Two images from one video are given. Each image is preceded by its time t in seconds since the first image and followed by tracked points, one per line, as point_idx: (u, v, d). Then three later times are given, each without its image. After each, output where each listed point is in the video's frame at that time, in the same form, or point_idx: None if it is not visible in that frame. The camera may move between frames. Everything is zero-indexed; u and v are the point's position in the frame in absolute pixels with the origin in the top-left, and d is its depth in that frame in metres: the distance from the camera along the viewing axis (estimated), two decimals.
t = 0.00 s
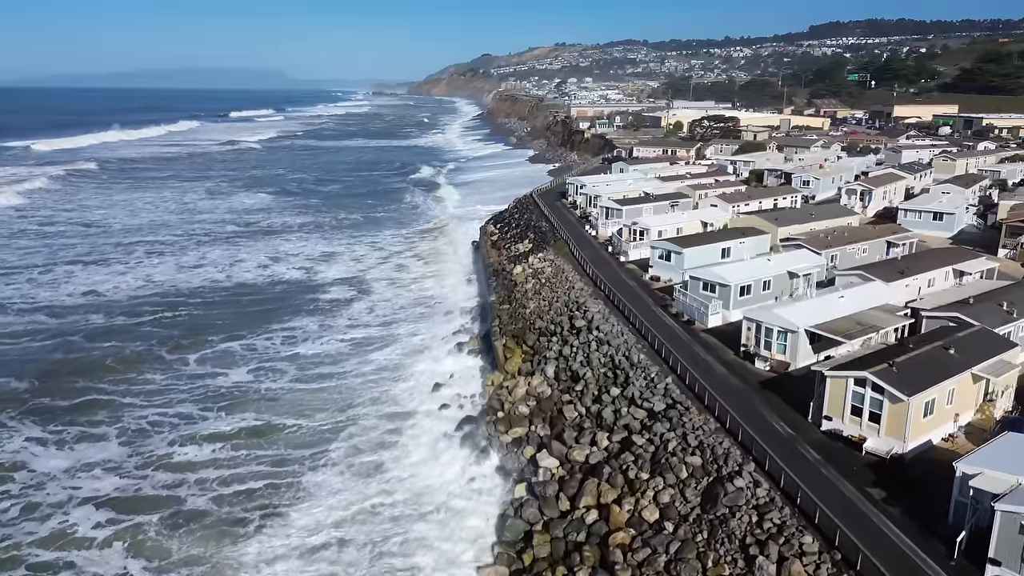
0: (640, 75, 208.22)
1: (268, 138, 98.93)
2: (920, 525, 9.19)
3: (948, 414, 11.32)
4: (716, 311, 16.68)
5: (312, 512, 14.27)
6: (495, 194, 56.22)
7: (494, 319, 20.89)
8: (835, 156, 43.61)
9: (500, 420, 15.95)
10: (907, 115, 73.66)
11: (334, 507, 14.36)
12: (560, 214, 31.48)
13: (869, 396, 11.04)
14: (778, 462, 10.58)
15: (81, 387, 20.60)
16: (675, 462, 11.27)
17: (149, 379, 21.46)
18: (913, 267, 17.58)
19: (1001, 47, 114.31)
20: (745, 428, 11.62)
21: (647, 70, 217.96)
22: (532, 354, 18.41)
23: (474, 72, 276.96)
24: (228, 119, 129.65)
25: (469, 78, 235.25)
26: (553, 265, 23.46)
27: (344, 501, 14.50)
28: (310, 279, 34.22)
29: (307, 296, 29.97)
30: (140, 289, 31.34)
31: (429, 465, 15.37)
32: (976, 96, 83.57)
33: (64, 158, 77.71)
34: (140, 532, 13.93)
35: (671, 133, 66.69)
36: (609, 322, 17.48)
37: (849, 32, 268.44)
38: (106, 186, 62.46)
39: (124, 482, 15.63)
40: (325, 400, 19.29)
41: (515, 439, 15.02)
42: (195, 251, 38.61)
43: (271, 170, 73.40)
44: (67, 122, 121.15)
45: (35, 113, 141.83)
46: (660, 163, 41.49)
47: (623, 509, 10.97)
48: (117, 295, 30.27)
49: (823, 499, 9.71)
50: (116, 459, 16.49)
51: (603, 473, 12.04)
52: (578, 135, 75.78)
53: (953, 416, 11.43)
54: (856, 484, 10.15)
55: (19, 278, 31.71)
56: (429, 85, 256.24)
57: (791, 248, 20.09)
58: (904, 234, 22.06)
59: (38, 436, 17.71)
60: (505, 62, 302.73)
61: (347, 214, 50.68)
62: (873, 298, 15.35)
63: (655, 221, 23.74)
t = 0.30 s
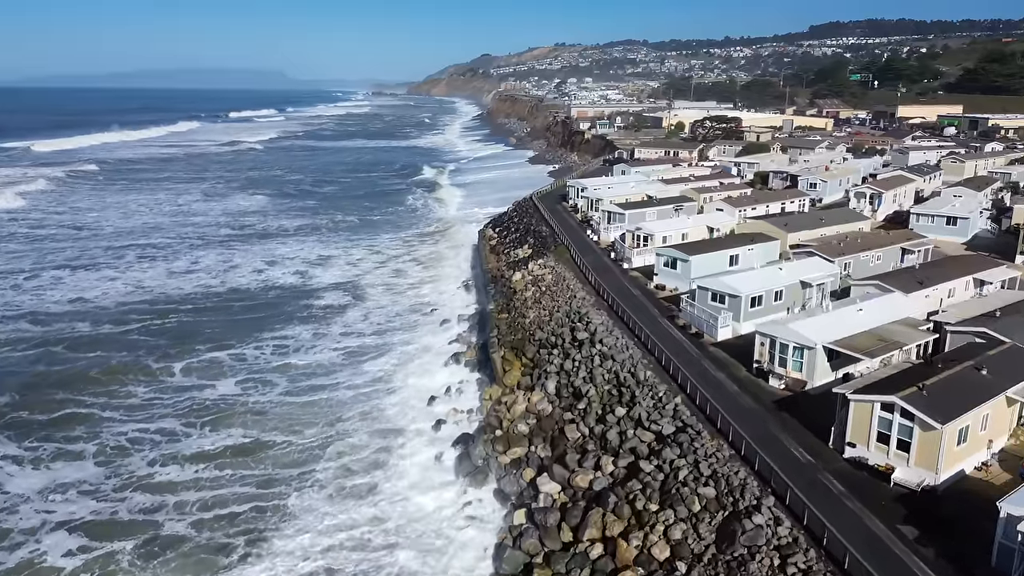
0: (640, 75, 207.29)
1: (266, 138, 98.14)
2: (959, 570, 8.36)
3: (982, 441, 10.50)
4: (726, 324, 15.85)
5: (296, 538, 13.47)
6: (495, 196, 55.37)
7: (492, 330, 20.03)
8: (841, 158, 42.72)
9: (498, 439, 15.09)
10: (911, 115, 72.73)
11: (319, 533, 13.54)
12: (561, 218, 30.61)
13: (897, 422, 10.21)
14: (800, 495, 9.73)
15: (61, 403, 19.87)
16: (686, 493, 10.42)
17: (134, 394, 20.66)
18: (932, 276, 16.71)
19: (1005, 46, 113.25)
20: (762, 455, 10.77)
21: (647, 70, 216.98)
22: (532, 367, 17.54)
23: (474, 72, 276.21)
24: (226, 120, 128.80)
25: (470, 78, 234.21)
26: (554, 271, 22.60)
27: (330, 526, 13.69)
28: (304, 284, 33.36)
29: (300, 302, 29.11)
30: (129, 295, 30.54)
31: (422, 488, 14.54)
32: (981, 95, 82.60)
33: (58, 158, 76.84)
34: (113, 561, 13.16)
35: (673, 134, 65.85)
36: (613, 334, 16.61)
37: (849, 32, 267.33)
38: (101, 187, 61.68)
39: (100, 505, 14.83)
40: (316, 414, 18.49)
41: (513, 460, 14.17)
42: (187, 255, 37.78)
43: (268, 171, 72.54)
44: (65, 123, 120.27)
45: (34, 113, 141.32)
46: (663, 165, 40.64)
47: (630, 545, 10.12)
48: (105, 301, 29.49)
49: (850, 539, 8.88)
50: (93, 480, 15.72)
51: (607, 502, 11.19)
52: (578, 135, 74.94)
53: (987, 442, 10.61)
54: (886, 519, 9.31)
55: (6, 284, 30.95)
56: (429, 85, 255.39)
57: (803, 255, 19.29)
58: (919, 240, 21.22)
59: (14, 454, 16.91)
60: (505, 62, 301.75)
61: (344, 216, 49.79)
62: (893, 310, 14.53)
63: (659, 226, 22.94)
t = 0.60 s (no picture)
0: (640, 75, 206.45)
1: (263, 139, 97.39)
2: None
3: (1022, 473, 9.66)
4: (737, 338, 15.04)
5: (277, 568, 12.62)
6: (494, 198, 54.56)
7: (490, 341, 19.19)
8: (847, 160, 41.90)
9: (495, 460, 14.23)
10: (915, 116, 71.94)
11: (301, 563, 12.68)
12: (561, 222, 29.76)
13: (930, 453, 9.37)
14: (826, 535, 8.88)
15: (40, 418, 19.07)
16: (700, 530, 9.58)
17: (117, 409, 19.84)
18: (953, 286, 15.87)
19: (1008, 46, 112.44)
20: (783, 488, 9.92)
21: (647, 70, 216.21)
22: (532, 382, 16.69)
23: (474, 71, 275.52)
24: (224, 120, 127.92)
25: (469, 78, 233.35)
26: (555, 279, 21.75)
27: (314, 555, 12.82)
28: (298, 288, 32.53)
29: (293, 308, 28.29)
30: (117, 301, 29.72)
31: (413, 514, 13.67)
32: (985, 95, 81.79)
33: (53, 159, 75.97)
34: None
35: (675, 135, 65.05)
36: (617, 347, 15.73)
37: (849, 32, 266.62)
38: (94, 188, 60.86)
39: (73, 530, 14.01)
40: (305, 429, 17.65)
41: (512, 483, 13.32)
42: (179, 259, 36.95)
43: (265, 172, 71.69)
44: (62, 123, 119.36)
45: (32, 113, 140.72)
46: (665, 167, 39.82)
47: None
48: (92, 308, 28.67)
49: None
50: (66, 504, 14.89)
51: (614, 536, 10.33)
52: (578, 136, 74.15)
53: None
54: (921, 564, 8.48)
55: None
56: (429, 85, 254.58)
57: (815, 263, 18.46)
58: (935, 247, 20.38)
59: None
60: (504, 62, 300.93)
61: (340, 218, 48.98)
62: (915, 324, 13.71)
63: (663, 231, 22.12)
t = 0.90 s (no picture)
0: (640, 75, 205.96)
1: (261, 140, 96.63)
2: None
3: None
4: (749, 353, 14.18)
5: None
6: (494, 199, 53.74)
7: (488, 353, 18.33)
8: (854, 161, 41.03)
9: (493, 484, 13.33)
10: (919, 116, 71.16)
11: None
12: (562, 226, 28.93)
13: (970, 491, 8.48)
14: None
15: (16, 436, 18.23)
16: (717, 573, 8.74)
17: (98, 425, 19.02)
18: (977, 298, 15.03)
19: (1011, 46, 111.66)
20: (808, 528, 9.07)
21: (647, 70, 215.45)
22: (531, 399, 15.81)
23: (474, 71, 274.82)
24: (222, 121, 127.04)
25: (469, 78, 232.67)
26: (555, 287, 20.90)
27: None
28: (292, 293, 31.69)
29: (286, 315, 27.46)
30: (105, 308, 28.91)
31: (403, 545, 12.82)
32: (989, 96, 80.98)
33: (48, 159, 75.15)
34: None
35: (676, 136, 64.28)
36: (622, 362, 14.88)
37: (849, 33, 266.08)
38: (89, 190, 60.10)
39: (44, 559, 13.20)
40: (292, 446, 16.81)
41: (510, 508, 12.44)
42: (171, 264, 36.12)
43: (262, 174, 70.88)
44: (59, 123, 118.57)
45: (30, 113, 140.23)
46: (669, 169, 38.98)
47: None
48: (79, 315, 27.85)
49: None
50: (37, 530, 14.08)
51: None
52: (579, 137, 73.37)
53: None
54: None
55: None
56: (429, 86, 253.93)
57: (828, 272, 17.64)
58: (952, 253, 19.53)
59: None
60: (504, 62, 300.23)
61: (337, 220, 48.15)
62: (941, 340, 12.88)
63: (668, 237, 21.27)
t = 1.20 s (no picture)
0: (640, 75, 205.30)
1: (258, 140, 95.64)
2: None
3: None
4: (762, 371, 13.35)
5: None
6: (493, 201, 52.95)
7: (486, 367, 17.46)
8: (860, 163, 40.19)
9: (491, 512, 12.45)
10: (923, 117, 70.39)
11: None
12: (562, 231, 28.05)
13: (1019, 536, 7.66)
14: None
15: None
16: None
17: (77, 440, 18.18)
18: (1003, 312, 14.20)
19: (1014, 45, 110.97)
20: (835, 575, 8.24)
21: (647, 70, 214.80)
22: (531, 417, 14.95)
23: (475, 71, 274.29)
24: (220, 121, 126.23)
25: (469, 78, 232.04)
26: (556, 296, 20.04)
27: None
28: (285, 298, 30.81)
29: (277, 321, 26.61)
30: (92, 315, 28.11)
31: None
32: (993, 96, 80.20)
33: (42, 160, 74.34)
34: None
35: (677, 137, 63.54)
36: (627, 379, 14.02)
37: (849, 33, 265.51)
38: (83, 191, 59.24)
39: None
40: (277, 465, 15.97)
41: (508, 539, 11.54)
42: (162, 269, 35.24)
43: (259, 175, 70.09)
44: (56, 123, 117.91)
45: (29, 113, 139.80)
46: (672, 172, 38.09)
47: None
48: (64, 322, 27.05)
49: None
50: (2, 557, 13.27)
51: None
52: (579, 138, 72.61)
53: None
54: None
55: None
56: (428, 86, 253.40)
57: (843, 281, 16.82)
58: (972, 261, 18.69)
59: None
60: (504, 63, 299.62)
61: (333, 223, 47.28)
62: (971, 359, 12.03)
63: (674, 244, 20.43)
